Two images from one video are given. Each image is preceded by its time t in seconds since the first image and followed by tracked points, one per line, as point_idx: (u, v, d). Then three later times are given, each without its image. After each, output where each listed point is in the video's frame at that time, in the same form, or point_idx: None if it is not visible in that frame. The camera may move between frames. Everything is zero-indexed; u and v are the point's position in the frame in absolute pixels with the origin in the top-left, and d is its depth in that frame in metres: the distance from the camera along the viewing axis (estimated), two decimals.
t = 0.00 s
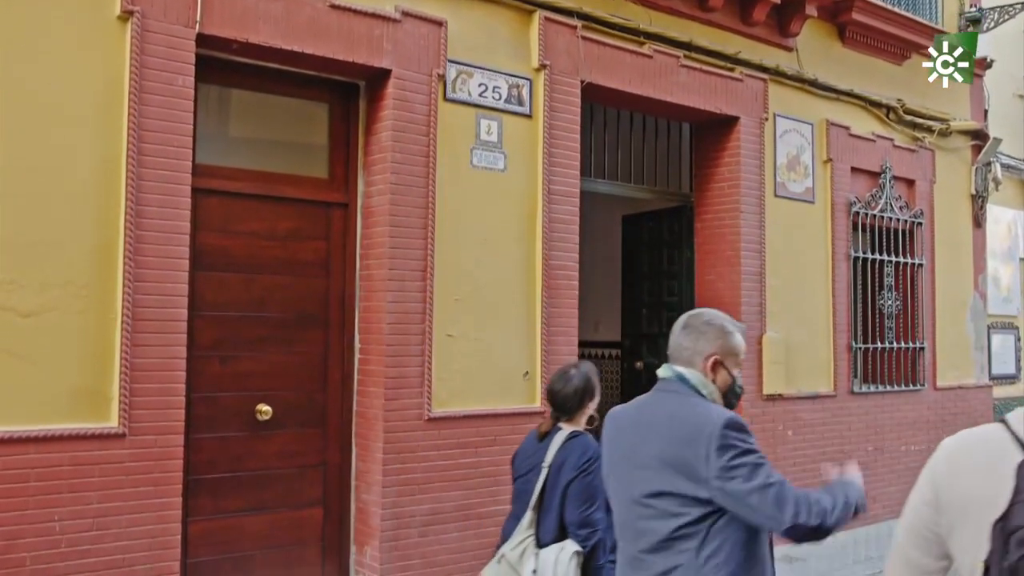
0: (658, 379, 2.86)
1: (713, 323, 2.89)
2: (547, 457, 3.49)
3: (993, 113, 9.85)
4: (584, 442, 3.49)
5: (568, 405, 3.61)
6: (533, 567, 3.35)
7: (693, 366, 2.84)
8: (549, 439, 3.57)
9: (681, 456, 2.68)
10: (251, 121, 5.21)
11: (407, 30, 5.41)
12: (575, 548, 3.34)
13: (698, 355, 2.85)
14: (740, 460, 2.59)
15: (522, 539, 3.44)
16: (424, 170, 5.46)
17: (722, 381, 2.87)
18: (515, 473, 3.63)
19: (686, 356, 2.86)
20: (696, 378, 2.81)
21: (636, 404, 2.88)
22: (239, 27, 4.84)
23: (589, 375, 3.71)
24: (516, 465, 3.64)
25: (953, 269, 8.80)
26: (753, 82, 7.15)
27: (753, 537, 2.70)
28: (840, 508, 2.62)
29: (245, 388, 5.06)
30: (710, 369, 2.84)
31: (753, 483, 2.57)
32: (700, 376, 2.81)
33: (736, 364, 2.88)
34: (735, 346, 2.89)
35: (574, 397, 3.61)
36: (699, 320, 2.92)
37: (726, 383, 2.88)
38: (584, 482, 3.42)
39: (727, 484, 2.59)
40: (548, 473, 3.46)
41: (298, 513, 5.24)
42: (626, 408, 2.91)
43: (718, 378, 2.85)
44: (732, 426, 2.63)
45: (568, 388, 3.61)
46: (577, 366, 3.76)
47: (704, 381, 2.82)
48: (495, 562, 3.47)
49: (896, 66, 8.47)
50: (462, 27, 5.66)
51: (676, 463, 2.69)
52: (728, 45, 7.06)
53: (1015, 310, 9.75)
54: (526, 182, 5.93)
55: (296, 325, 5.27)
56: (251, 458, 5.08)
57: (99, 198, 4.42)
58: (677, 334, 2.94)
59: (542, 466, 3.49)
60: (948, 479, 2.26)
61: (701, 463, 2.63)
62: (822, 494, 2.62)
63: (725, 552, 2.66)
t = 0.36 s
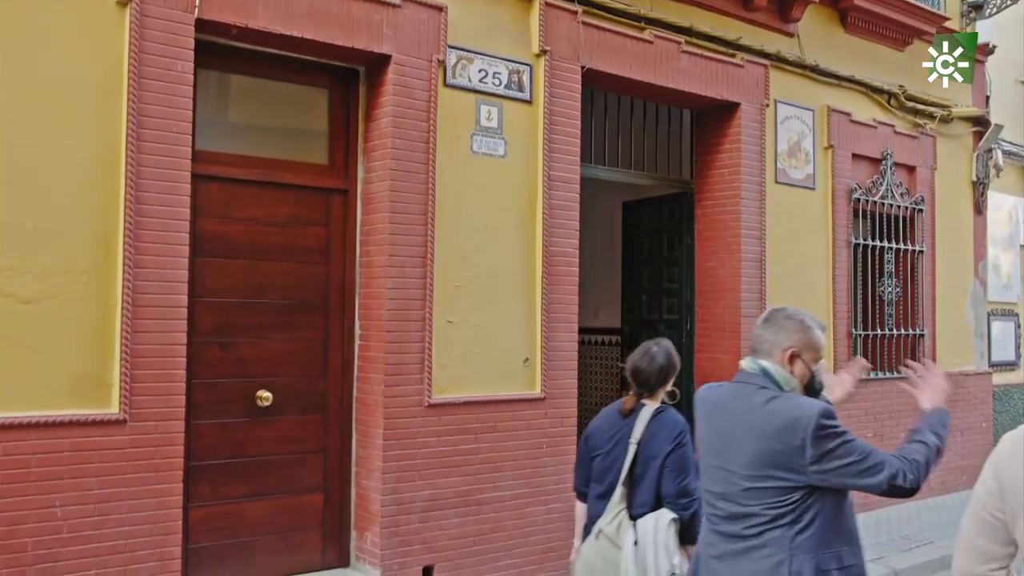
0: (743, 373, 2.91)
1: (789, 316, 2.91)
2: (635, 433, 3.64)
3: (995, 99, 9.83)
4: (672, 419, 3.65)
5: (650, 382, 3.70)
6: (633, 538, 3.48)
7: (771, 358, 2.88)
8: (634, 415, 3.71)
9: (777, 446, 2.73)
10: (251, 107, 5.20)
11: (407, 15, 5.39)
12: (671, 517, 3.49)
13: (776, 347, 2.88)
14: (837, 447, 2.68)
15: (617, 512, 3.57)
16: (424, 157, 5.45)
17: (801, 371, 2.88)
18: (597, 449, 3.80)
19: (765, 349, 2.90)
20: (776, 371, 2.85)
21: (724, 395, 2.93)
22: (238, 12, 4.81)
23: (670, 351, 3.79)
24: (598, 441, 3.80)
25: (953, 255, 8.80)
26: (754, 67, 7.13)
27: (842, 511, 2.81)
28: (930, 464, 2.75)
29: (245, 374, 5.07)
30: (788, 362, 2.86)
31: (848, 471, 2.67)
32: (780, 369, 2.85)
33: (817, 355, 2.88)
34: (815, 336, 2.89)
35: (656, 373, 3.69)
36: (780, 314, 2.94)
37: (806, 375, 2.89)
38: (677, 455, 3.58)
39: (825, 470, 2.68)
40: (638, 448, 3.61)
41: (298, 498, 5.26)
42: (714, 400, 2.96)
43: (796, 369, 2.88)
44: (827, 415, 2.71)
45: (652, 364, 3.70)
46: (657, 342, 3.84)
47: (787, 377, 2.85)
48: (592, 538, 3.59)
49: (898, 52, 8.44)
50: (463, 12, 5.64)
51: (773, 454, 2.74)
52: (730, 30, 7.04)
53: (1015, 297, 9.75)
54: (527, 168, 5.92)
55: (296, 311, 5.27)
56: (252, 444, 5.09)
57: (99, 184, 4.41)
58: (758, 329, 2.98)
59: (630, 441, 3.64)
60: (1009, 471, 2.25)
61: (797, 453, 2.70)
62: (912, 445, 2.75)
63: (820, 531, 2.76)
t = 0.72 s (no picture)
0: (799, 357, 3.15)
1: (835, 303, 3.12)
2: (688, 422, 3.76)
3: (996, 92, 9.82)
4: (722, 411, 3.76)
5: (701, 375, 3.83)
6: (689, 522, 3.55)
7: (818, 344, 3.10)
8: (685, 407, 3.84)
9: (807, 425, 2.92)
10: (251, 99, 5.19)
11: (407, 8, 5.38)
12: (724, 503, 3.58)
13: (823, 333, 3.11)
14: (857, 434, 2.82)
15: (670, 498, 3.65)
16: (424, 150, 5.44)
17: (851, 352, 3.06)
18: (647, 443, 3.91)
19: (814, 337, 3.13)
20: (822, 354, 3.07)
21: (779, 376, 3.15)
22: (237, 4, 4.80)
23: (721, 347, 3.92)
24: (648, 435, 3.92)
25: (953, 249, 8.80)
26: (754, 60, 7.11)
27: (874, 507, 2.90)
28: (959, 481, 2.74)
29: (245, 367, 5.07)
30: (833, 345, 3.07)
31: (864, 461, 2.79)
32: (826, 352, 3.07)
33: (867, 333, 3.04)
34: (863, 316, 3.06)
35: (708, 367, 3.83)
36: (830, 301, 3.16)
37: (857, 354, 3.05)
38: (729, 445, 3.70)
39: (843, 456, 2.81)
40: (690, 437, 3.73)
41: (298, 491, 5.27)
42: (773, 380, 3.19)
43: (844, 350, 3.06)
44: (855, 404, 2.86)
45: (704, 359, 3.83)
46: (708, 338, 3.97)
47: (837, 359, 3.05)
48: (646, 522, 3.67)
49: (898, 44, 8.42)
50: (462, 4, 5.63)
51: (802, 434, 2.94)
52: (730, 23, 7.02)
53: (1015, 290, 9.74)
54: (527, 161, 5.91)
55: (297, 303, 5.27)
56: (252, 436, 5.09)
57: (99, 177, 4.41)
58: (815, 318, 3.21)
59: (683, 431, 3.76)
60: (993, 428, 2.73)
61: (820, 433, 2.88)
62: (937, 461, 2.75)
63: (843, 517, 2.88)
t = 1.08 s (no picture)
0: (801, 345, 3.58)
1: (837, 297, 3.51)
2: (732, 415, 3.67)
3: (996, 90, 9.80)
4: (766, 403, 3.65)
5: (749, 368, 3.75)
6: (728, 512, 3.54)
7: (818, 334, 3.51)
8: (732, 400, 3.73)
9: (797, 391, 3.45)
10: (251, 97, 5.19)
11: (406, 6, 5.38)
12: (764, 494, 3.51)
13: (823, 324, 3.51)
14: (825, 374, 3.32)
15: (715, 488, 3.63)
16: (424, 148, 5.44)
17: (845, 341, 3.45)
18: (698, 435, 3.81)
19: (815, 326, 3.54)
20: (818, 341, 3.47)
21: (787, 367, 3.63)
22: (237, 2, 4.80)
23: (767, 342, 3.85)
24: (698, 426, 3.81)
25: (954, 247, 8.79)
26: (754, 58, 7.11)
27: (887, 424, 3.29)
28: (938, 344, 3.20)
29: (245, 365, 5.07)
30: (830, 334, 3.47)
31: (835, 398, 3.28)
32: (822, 340, 3.47)
33: (863, 326, 3.43)
34: (861, 311, 3.45)
35: (756, 360, 3.75)
36: (832, 295, 3.55)
37: (849, 343, 3.45)
38: (772, 434, 3.57)
39: (823, 396, 3.32)
40: (735, 430, 3.64)
41: (298, 489, 5.27)
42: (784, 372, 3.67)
43: (839, 340, 3.46)
44: (817, 355, 3.39)
45: (750, 354, 3.76)
46: (755, 334, 3.90)
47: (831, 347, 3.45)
48: (693, 511, 3.69)
49: (898, 42, 8.42)
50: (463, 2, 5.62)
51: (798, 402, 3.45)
52: (730, 21, 7.01)
53: (1015, 288, 9.74)
54: (527, 159, 5.91)
55: (297, 302, 5.27)
56: (252, 435, 5.09)
57: (100, 175, 4.41)
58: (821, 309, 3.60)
59: (726, 424, 3.68)
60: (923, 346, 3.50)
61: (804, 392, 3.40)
62: (919, 337, 3.21)
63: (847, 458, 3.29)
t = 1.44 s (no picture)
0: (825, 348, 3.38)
1: (855, 297, 3.37)
2: (775, 411, 3.84)
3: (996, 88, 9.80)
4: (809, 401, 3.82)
5: (796, 365, 3.95)
6: (771, 508, 3.61)
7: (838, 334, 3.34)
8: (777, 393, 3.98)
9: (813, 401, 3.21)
10: (251, 95, 5.19)
11: (406, 5, 5.38)
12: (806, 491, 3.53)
13: (844, 324, 3.35)
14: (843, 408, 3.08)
15: (758, 482, 3.77)
16: (424, 147, 5.44)
17: (868, 340, 3.28)
18: (745, 426, 4.07)
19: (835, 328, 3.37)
20: (840, 341, 3.30)
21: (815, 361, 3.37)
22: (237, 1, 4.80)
23: (817, 342, 4.02)
24: (746, 418, 4.07)
25: (954, 246, 8.80)
26: (754, 57, 7.11)
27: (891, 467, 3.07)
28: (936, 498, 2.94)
29: (245, 364, 5.07)
30: (851, 333, 3.31)
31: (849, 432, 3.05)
32: (843, 340, 3.30)
33: (883, 324, 3.27)
34: (879, 309, 3.30)
35: (803, 358, 3.95)
36: (851, 297, 3.41)
37: (872, 342, 3.27)
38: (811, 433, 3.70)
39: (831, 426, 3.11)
40: (777, 424, 3.81)
41: (298, 488, 5.27)
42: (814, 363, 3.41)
43: (861, 339, 3.28)
44: (846, 379, 3.10)
45: (797, 351, 3.96)
46: (806, 333, 4.08)
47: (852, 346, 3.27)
48: (735, 504, 3.83)
49: (899, 41, 8.42)
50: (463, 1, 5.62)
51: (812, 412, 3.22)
52: (730, 19, 7.01)
53: (1015, 287, 9.74)
54: (527, 158, 5.91)
55: (297, 301, 5.27)
56: (252, 434, 5.09)
57: (100, 174, 4.41)
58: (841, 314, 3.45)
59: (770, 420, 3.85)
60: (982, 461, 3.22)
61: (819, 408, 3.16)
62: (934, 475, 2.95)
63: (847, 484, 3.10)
